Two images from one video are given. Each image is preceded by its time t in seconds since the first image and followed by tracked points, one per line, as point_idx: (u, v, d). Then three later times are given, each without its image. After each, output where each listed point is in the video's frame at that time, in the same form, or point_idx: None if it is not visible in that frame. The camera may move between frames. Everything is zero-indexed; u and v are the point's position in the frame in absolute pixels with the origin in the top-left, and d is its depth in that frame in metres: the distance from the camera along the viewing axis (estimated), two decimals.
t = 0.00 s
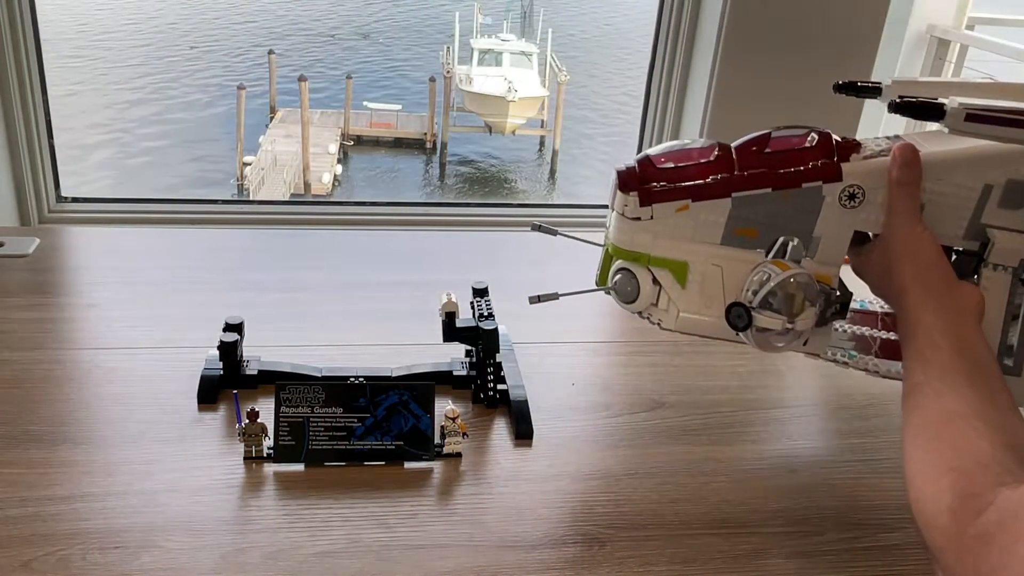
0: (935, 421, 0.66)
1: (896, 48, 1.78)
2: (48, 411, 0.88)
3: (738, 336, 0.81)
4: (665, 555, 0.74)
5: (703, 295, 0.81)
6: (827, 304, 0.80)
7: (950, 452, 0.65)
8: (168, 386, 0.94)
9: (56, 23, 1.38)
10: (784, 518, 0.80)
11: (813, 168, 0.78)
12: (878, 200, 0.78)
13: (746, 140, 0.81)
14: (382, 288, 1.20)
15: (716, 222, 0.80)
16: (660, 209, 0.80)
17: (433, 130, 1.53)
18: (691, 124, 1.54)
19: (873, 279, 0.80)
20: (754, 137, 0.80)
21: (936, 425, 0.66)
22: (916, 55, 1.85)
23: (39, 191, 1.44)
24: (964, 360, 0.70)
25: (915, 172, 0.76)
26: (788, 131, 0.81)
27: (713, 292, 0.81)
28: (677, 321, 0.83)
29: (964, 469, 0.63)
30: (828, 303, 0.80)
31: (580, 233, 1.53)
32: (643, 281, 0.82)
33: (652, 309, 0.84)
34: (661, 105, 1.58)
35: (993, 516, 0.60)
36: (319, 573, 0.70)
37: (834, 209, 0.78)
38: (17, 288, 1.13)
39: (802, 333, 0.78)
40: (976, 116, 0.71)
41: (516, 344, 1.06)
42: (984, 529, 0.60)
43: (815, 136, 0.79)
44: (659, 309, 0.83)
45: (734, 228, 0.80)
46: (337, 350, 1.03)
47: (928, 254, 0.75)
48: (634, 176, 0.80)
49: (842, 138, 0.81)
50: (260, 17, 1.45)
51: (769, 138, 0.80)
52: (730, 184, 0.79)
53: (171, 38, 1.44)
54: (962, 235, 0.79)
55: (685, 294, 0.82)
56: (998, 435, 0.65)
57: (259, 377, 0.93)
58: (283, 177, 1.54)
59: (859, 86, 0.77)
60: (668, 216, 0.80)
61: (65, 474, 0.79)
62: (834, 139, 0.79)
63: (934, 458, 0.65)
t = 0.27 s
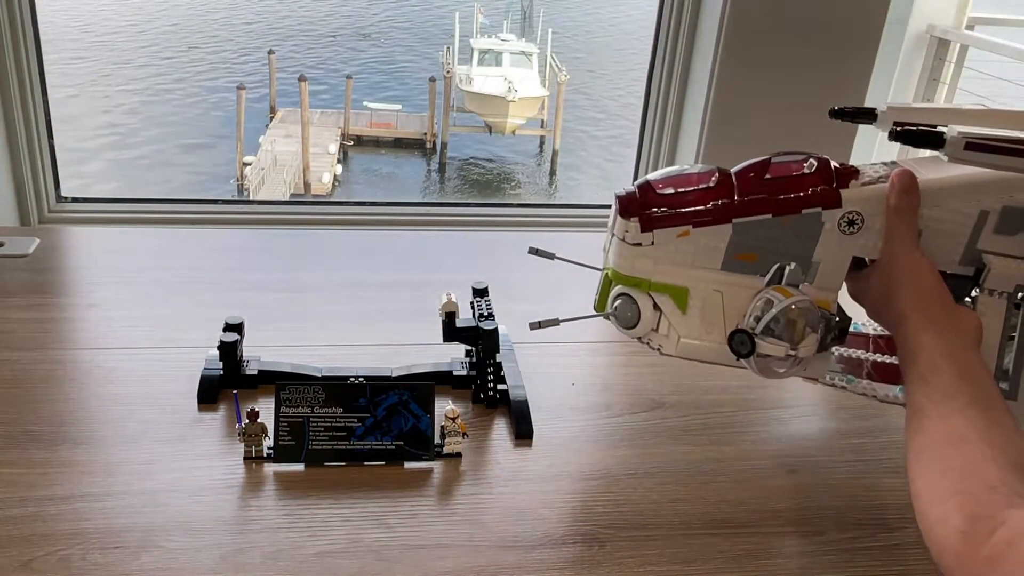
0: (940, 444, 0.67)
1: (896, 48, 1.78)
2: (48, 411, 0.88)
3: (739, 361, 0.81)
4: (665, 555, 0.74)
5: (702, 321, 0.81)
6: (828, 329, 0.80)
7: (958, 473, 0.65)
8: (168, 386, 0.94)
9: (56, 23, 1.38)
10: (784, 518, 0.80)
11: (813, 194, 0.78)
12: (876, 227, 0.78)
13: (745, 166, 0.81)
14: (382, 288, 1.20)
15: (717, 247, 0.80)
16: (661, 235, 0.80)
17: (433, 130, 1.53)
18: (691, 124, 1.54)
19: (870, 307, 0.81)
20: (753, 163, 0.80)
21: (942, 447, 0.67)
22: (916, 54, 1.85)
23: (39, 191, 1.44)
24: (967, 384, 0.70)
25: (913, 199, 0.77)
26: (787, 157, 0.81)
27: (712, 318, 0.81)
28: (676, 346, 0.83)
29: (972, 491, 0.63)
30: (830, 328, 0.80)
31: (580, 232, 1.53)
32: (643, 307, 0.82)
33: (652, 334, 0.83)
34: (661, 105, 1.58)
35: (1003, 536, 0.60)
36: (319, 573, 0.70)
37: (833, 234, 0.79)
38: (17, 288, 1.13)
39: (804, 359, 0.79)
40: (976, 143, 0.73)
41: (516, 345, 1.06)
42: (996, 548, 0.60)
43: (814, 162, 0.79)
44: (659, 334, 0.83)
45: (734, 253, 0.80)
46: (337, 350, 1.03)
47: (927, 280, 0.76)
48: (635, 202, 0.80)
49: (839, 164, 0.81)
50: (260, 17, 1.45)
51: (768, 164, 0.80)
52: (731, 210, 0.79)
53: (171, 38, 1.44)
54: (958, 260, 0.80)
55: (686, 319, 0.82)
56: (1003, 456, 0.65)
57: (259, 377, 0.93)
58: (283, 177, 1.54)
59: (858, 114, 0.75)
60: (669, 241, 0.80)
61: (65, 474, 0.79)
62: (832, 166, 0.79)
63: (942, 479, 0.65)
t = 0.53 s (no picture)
0: (939, 462, 0.67)
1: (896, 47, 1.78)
2: (48, 411, 0.88)
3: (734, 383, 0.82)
4: (665, 555, 0.74)
5: (698, 343, 0.82)
6: (825, 351, 0.79)
7: (957, 489, 0.64)
8: (168, 386, 0.94)
9: (56, 23, 1.38)
10: (784, 518, 0.80)
11: (806, 216, 0.78)
12: (870, 247, 0.79)
13: (738, 187, 0.80)
14: (382, 288, 1.20)
15: (712, 270, 0.80)
16: (656, 258, 0.79)
17: (433, 130, 1.53)
18: (690, 124, 1.54)
19: (864, 326, 0.81)
20: (746, 184, 0.80)
21: (940, 465, 0.66)
22: (917, 54, 1.85)
23: (40, 191, 1.44)
24: (964, 402, 0.70)
25: (906, 220, 0.77)
26: (779, 177, 0.81)
27: (708, 340, 0.82)
28: (672, 369, 0.83)
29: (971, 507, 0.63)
30: (827, 349, 0.80)
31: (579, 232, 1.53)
32: (639, 330, 0.81)
33: (647, 357, 0.83)
34: (661, 105, 1.58)
35: (1004, 552, 0.60)
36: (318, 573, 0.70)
37: (828, 256, 0.79)
38: (16, 288, 1.13)
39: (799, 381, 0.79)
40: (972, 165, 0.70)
41: (516, 345, 1.06)
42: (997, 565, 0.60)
43: (806, 184, 0.80)
44: (654, 357, 0.83)
45: (729, 275, 0.80)
46: (337, 350, 1.03)
47: (922, 299, 0.76)
48: (629, 225, 0.79)
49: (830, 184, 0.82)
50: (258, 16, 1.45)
51: (761, 186, 0.80)
52: (725, 233, 0.79)
53: (171, 38, 1.44)
54: (950, 279, 0.80)
55: (681, 342, 0.82)
56: (1002, 472, 0.65)
57: (259, 377, 0.93)
58: (283, 177, 1.54)
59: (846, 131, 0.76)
60: (664, 264, 0.80)
61: (65, 475, 0.79)
62: (824, 187, 0.80)
63: (941, 496, 0.65)
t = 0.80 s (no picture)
0: (936, 471, 0.67)
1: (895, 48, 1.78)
2: (48, 411, 0.88)
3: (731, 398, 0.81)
4: (665, 555, 0.74)
5: (695, 358, 0.82)
6: (821, 365, 0.80)
7: (956, 498, 0.64)
8: (168, 386, 0.94)
9: (56, 23, 1.38)
10: (784, 518, 0.80)
11: (801, 230, 0.78)
12: (865, 260, 0.79)
13: (733, 202, 0.81)
14: (382, 288, 1.20)
15: (708, 284, 0.80)
16: (652, 273, 0.80)
17: (433, 130, 1.53)
18: (690, 124, 1.54)
19: (859, 339, 0.81)
20: (741, 199, 0.80)
21: (938, 474, 0.66)
22: (917, 54, 1.85)
23: (39, 191, 1.44)
24: (960, 412, 0.70)
25: (901, 232, 0.77)
26: (774, 192, 0.81)
27: (704, 355, 0.81)
28: (670, 383, 0.83)
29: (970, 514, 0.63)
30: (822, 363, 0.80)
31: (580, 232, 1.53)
32: (636, 345, 0.82)
33: (644, 372, 0.83)
34: (661, 105, 1.58)
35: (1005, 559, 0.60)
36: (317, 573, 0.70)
37: (823, 269, 0.79)
38: (16, 288, 1.13)
39: (796, 396, 0.79)
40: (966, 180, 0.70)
41: (516, 344, 1.06)
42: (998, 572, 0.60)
43: (802, 198, 0.80)
44: (652, 372, 0.83)
45: (725, 289, 0.80)
46: (336, 350, 1.03)
47: (917, 311, 0.76)
48: (625, 240, 0.80)
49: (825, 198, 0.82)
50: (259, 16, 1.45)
51: (756, 200, 0.80)
52: (720, 248, 0.79)
53: (171, 38, 1.44)
54: (944, 291, 0.80)
55: (678, 357, 0.82)
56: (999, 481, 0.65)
57: (259, 377, 0.93)
58: (283, 177, 1.54)
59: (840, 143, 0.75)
60: (660, 279, 0.80)
61: (65, 475, 0.79)
62: (819, 201, 0.80)
63: (939, 504, 0.65)
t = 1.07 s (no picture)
0: (933, 483, 0.67)
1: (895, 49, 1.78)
2: (47, 411, 0.88)
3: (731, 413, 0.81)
4: (665, 555, 0.74)
5: (694, 373, 0.82)
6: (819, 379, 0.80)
7: (954, 508, 0.64)
8: (167, 386, 0.94)
9: (56, 23, 1.38)
10: (784, 518, 0.80)
11: (799, 245, 0.78)
12: (860, 276, 0.79)
13: (732, 217, 0.81)
14: (382, 288, 1.20)
15: (706, 300, 0.80)
16: (651, 288, 0.80)
17: (433, 130, 1.53)
18: (690, 124, 1.54)
19: (856, 355, 0.81)
20: (739, 215, 0.80)
21: (936, 484, 0.66)
22: (917, 54, 1.85)
23: (39, 191, 1.44)
24: (957, 425, 0.70)
25: (896, 248, 0.77)
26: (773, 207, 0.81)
27: (704, 369, 0.81)
28: (669, 399, 0.82)
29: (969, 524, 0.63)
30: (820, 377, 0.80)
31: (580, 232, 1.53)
32: (635, 360, 0.82)
33: (644, 387, 0.83)
34: (661, 105, 1.58)
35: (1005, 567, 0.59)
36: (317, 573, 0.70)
37: (820, 285, 0.79)
38: (16, 287, 1.13)
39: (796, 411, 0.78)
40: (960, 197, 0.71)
41: (516, 345, 1.06)
42: None
43: (800, 214, 0.80)
44: (652, 387, 0.83)
45: (723, 304, 0.80)
46: (336, 350, 1.03)
47: (912, 326, 0.77)
48: (624, 256, 0.80)
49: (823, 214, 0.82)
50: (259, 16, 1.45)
51: (754, 216, 0.80)
52: (719, 263, 0.79)
53: (171, 38, 1.44)
54: (939, 306, 0.80)
55: (677, 372, 0.82)
56: (996, 492, 0.65)
57: (259, 377, 0.93)
58: (283, 177, 1.54)
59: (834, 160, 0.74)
60: (659, 295, 0.80)
61: (65, 474, 0.79)
62: (816, 217, 0.80)
63: (938, 514, 0.65)
